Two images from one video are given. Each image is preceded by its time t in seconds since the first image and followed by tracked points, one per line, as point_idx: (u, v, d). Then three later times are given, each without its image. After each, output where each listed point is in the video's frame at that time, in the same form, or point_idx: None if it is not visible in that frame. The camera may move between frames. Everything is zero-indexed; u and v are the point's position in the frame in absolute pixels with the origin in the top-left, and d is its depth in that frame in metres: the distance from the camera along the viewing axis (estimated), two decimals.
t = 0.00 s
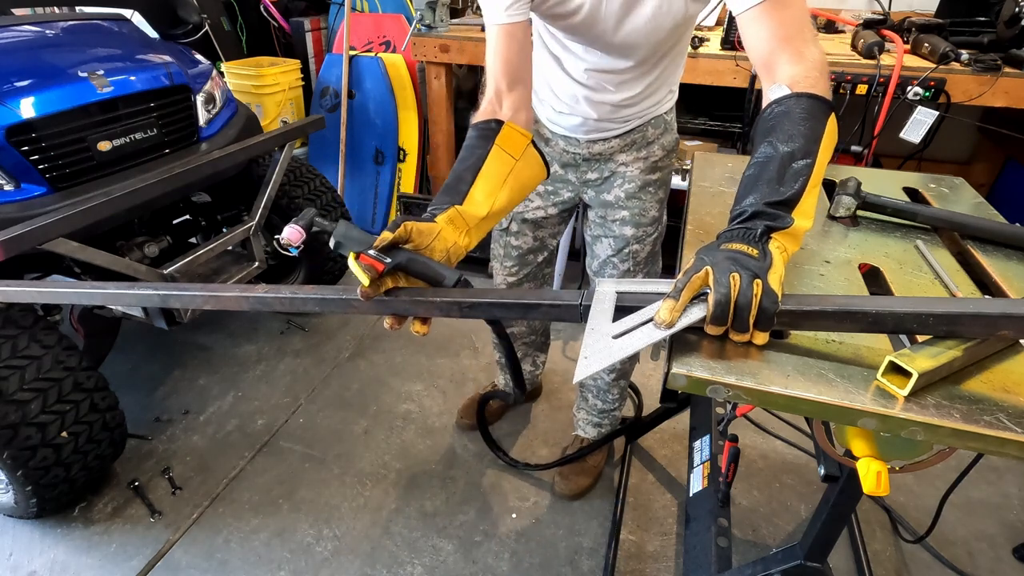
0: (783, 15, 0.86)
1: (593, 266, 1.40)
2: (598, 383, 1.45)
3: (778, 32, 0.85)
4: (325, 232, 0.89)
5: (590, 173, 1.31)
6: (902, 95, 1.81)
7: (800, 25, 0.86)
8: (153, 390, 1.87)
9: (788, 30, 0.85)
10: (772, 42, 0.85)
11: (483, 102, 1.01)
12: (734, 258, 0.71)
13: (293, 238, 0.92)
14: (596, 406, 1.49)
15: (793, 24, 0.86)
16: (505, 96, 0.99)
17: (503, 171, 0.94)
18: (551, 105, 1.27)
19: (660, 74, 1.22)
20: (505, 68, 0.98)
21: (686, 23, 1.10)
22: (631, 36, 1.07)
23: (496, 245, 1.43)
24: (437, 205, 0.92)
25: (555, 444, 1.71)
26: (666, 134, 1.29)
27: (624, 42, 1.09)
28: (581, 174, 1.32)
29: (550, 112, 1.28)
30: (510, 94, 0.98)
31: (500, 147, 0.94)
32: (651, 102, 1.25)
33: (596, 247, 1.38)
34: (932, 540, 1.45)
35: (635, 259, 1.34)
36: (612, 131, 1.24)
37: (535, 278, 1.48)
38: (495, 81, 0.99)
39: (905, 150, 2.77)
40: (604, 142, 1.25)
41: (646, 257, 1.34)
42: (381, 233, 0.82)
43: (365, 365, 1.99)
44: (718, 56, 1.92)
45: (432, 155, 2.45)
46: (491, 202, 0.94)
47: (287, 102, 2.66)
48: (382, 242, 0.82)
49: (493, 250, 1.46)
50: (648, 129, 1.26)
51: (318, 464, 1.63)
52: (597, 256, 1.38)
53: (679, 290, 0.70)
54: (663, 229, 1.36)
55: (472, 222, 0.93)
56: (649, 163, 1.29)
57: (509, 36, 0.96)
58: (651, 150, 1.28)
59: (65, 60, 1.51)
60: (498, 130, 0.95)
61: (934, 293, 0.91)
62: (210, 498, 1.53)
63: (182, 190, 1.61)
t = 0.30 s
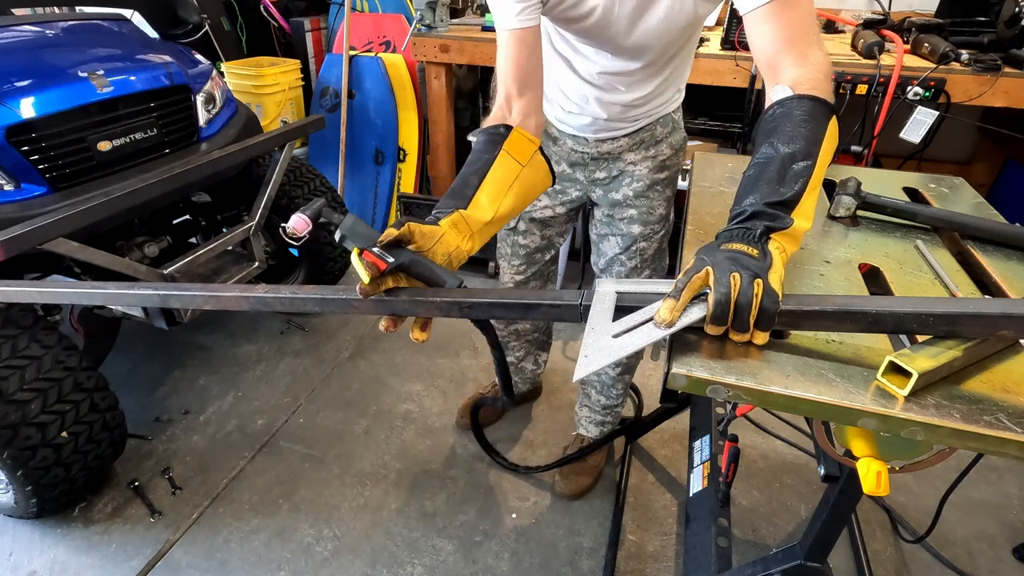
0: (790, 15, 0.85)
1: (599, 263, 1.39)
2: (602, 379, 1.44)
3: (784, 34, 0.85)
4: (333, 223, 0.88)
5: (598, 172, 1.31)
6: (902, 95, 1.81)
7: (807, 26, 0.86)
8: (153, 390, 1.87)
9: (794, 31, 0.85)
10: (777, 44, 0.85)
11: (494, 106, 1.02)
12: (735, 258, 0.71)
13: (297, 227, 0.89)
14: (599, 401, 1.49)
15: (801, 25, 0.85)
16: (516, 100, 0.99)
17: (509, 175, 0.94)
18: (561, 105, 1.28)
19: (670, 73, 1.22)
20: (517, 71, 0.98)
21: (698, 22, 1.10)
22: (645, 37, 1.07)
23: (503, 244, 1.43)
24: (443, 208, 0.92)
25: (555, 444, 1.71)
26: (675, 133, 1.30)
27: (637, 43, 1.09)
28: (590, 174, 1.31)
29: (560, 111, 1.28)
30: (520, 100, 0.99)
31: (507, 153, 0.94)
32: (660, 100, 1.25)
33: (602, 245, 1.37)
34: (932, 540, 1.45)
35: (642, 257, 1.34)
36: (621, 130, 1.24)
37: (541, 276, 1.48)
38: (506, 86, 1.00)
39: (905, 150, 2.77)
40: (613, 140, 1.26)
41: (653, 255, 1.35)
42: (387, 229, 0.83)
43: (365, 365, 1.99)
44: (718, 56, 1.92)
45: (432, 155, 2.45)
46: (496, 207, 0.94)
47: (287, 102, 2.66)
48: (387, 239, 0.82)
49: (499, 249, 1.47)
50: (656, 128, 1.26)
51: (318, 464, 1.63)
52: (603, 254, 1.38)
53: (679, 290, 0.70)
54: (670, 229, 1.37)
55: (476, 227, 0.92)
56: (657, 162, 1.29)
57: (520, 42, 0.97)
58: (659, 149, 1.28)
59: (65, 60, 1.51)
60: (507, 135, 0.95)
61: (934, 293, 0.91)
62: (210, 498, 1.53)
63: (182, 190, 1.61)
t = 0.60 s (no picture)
0: (791, 16, 0.85)
1: (600, 261, 1.39)
2: (602, 379, 1.45)
3: (785, 34, 0.84)
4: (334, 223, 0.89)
5: (601, 172, 1.31)
6: (902, 95, 1.80)
7: (808, 26, 0.86)
8: (153, 390, 1.87)
9: (795, 32, 0.84)
10: (777, 44, 0.84)
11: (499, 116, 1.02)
12: (734, 258, 0.71)
13: (297, 228, 0.90)
14: (599, 401, 1.49)
15: (802, 26, 0.85)
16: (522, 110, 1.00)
17: (515, 182, 0.94)
18: (564, 106, 1.28)
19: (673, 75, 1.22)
20: (524, 81, 0.99)
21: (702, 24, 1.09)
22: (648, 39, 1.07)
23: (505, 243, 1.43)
24: (446, 210, 0.91)
25: (555, 444, 1.71)
26: (677, 133, 1.30)
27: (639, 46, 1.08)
28: (592, 173, 1.32)
29: (563, 112, 1.28)
30: (527, 112, 1.00)
31: (515, 162, 0.95)
32: (663, 101, 1.25)
33: (604, 244, 1.37)
34: (932, 540, 1.45)
35: (644, 256, 1.34)
36: (624, 130, 1.24)
37: (541, 276, 1.48)
38: (512, 100, 1.00)
39: (905, 150, 2.77)
40: (616, 141, 1.25)
41: (655, 254, 1.34)
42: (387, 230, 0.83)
43: (365, 365, 1.99)
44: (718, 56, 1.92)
45: (432, 155, 2.45)
46: (500, 214, 0.93)
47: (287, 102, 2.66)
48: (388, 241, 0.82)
49: (501, 249, 1.46)
50: (658, 128, 1.26)
51: (318, 464, 1.63)
52: (604, 253, 1.38)
53: (679, 290, 0.70)
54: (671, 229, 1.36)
55: (478, 231, 0.91)
56: (659, 161, 1.29)
57: (525, 57, 0.98)
58: (661, 149, 1.28)
59: (65, 60, 1.51)
60: (515, 144, 0.96)
61: (934, 293, 0.91)
62: (210, 498, 1.53)
63: (182, 190, 1.61)
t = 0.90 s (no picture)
0: (791, 11, 0.85)
1: (596, 265, 1.39)
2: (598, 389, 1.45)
3: (785, 30, 0.84)
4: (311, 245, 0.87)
5: (595, 173, 1.32)
6: (902, 95, 1.80)
7: (809, 22, 0.85)
8: (153, 390, 1.87)
9: (796, 28, 0.84)
10: (779, 40, 0.84)
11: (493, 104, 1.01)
12: (734, 259, 0.71)
13: (286, 262, 0.92)
14: (597, 407, 1.49)
15: (803, 21, 0.85)
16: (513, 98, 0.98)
17: (509, 170, 0.94)
18: (560, 107, 1.28)
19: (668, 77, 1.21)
20: (516, 68, 0.96)
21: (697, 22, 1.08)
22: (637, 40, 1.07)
23: (502, 243, 1.44)
24: (438, 199, 0.92)
25: (555, 444, 1.71)
26: (672, 136, 1.29)
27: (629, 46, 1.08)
28: (587, 174, 1.32)
29: (559, 113, 1.28)
30: (519, 99, 0.98)
31: (510, 147, 0.94)
32: (659, 103, 1.24)
33: (599, 246, 1.38)
34: (932, 540, 1.45)
35: (639, 261, 1.34)
36: (619, 132, 1.25)
37: (540, 276, 1.48)
38: (505, 86, 0.98)
39: (905, 150, 2.77)
40: (611, 142, 1.26)
41: (650, 259, 1.34)
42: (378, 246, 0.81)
43: (365, 365, 1.99)
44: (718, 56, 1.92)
45: (432, 155, 2.44)
46: (493, 199, 0.94)
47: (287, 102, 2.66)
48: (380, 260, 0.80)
49: (498, 249, 1.47)
50: (654, 130, 1.26)
51: (318, 464, 1.63)
52: (599, 256, 1.39)
53: (679, 296, 0.70)
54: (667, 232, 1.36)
55: (474, 219, 0.93)
56: (655, 164, 1.29)
57: (517, 40, 0.96)
58: (656, 151, 1.28)
59: (65, 60, 1.51)
60: (511, 130, 0.95)
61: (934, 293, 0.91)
62: (210, 498, 1.53)
63: (182, 191, 1.61)
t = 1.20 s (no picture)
0: (801, 9, 0.84)
1: (594, 266, 1.42)
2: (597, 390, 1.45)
3: (794, 27, 0.84)
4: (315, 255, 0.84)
5: (593, 175, 1.32)
6: (902, 95, 1.80)
7: (819, 20, 0.85)
8: (153, 390, 1.87)
9: (805, 25, 0.84)
10: (786, 37, 0.84)
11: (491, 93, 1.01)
12: (733, 259, 0.71)
13: (283, 281, 0.85)
14: (596, 409, 1.49)
15: (812, 19, 0.84)
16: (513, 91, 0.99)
17: (510, 165, 0.94)
18: (557, 108, 1.28)
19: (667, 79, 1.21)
20: (515, 60, 0.98)
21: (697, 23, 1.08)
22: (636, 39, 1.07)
23: (501, 244, 1.44)
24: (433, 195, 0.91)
25: (555, 444, 1.71)
26: (671, 137, 1.29)
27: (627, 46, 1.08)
28: (584, 176, 1.32)
29: (557, 113, 1.29)
30: (518, 90, 0.99)
31: (511, 142, 0.94)
32: (657, 104, 1.24)
33: (597, 248, 1.40)
34: (932, 540, 1.45)
35: (637, 263, 1.35)
36: (617, 133, 1.24)
37: (539, 276, 1.49)
38: (504, 76, 0.99)
39: (905, 150, 2.77)
40: (608, 143, 1.26)
41: (649, 261, 1.35)
42: (375, 253, 0.80)
43: (365, 365, 1.99)
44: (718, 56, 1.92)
45: (432, 155, 2.44)
46: (492, 194, 0.94)
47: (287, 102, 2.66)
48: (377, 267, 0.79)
49: (497, 249, 1.48)
50: (651, 132, 1.26)
51: (318, 464, 1.63)
52: (598, 257, 1.41)
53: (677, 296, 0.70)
54: (665, 233, 1.36)
55: (473, 213, 0.93)
56: (652, 165, 1.29)
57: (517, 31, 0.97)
58: (654, 153, 1.28)
59: (65, 60, 1.51)
60: (512, 124, 0.95)
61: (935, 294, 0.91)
62: (210, 498, 1.53)
63: (182, 191, 1.61)
